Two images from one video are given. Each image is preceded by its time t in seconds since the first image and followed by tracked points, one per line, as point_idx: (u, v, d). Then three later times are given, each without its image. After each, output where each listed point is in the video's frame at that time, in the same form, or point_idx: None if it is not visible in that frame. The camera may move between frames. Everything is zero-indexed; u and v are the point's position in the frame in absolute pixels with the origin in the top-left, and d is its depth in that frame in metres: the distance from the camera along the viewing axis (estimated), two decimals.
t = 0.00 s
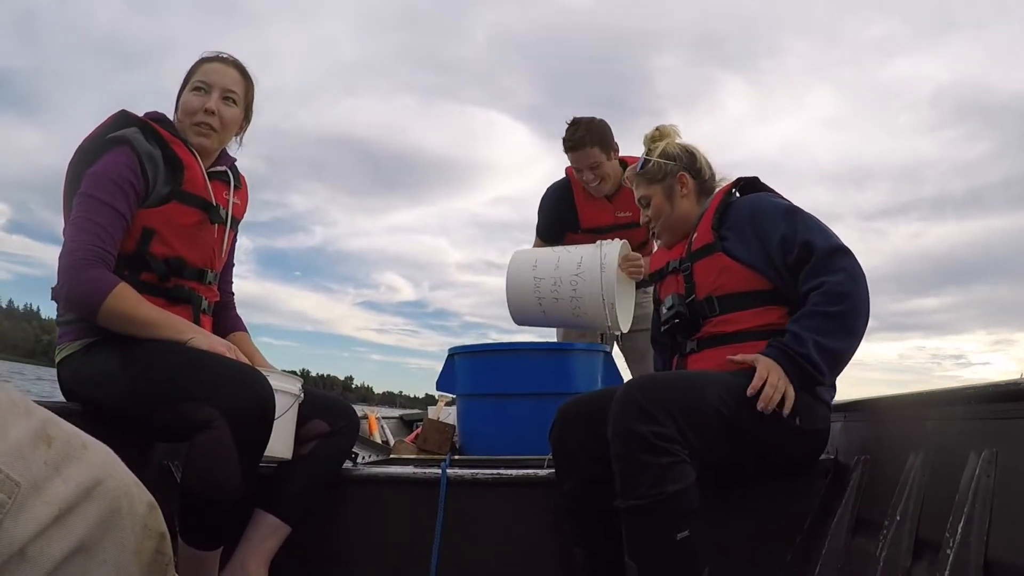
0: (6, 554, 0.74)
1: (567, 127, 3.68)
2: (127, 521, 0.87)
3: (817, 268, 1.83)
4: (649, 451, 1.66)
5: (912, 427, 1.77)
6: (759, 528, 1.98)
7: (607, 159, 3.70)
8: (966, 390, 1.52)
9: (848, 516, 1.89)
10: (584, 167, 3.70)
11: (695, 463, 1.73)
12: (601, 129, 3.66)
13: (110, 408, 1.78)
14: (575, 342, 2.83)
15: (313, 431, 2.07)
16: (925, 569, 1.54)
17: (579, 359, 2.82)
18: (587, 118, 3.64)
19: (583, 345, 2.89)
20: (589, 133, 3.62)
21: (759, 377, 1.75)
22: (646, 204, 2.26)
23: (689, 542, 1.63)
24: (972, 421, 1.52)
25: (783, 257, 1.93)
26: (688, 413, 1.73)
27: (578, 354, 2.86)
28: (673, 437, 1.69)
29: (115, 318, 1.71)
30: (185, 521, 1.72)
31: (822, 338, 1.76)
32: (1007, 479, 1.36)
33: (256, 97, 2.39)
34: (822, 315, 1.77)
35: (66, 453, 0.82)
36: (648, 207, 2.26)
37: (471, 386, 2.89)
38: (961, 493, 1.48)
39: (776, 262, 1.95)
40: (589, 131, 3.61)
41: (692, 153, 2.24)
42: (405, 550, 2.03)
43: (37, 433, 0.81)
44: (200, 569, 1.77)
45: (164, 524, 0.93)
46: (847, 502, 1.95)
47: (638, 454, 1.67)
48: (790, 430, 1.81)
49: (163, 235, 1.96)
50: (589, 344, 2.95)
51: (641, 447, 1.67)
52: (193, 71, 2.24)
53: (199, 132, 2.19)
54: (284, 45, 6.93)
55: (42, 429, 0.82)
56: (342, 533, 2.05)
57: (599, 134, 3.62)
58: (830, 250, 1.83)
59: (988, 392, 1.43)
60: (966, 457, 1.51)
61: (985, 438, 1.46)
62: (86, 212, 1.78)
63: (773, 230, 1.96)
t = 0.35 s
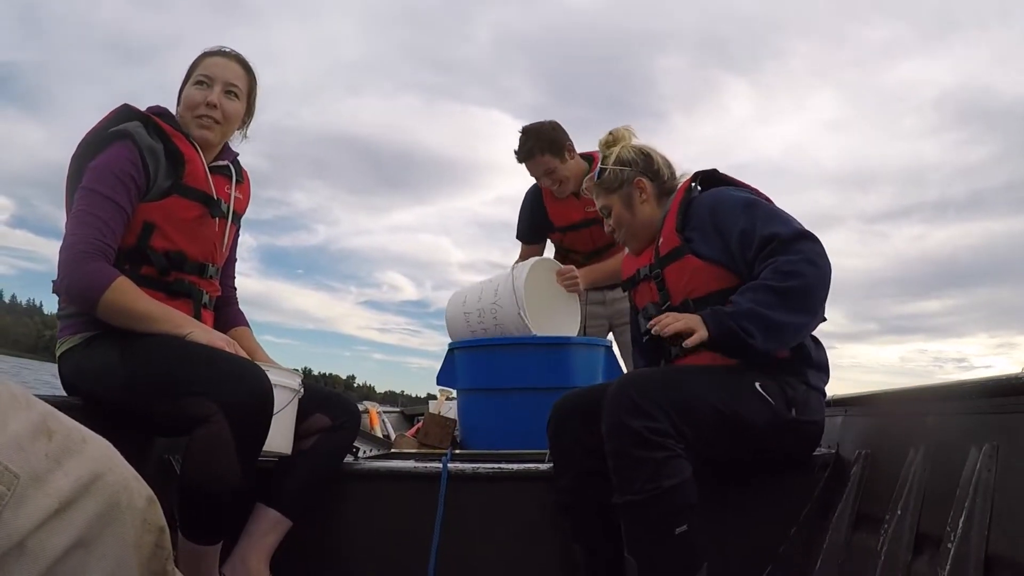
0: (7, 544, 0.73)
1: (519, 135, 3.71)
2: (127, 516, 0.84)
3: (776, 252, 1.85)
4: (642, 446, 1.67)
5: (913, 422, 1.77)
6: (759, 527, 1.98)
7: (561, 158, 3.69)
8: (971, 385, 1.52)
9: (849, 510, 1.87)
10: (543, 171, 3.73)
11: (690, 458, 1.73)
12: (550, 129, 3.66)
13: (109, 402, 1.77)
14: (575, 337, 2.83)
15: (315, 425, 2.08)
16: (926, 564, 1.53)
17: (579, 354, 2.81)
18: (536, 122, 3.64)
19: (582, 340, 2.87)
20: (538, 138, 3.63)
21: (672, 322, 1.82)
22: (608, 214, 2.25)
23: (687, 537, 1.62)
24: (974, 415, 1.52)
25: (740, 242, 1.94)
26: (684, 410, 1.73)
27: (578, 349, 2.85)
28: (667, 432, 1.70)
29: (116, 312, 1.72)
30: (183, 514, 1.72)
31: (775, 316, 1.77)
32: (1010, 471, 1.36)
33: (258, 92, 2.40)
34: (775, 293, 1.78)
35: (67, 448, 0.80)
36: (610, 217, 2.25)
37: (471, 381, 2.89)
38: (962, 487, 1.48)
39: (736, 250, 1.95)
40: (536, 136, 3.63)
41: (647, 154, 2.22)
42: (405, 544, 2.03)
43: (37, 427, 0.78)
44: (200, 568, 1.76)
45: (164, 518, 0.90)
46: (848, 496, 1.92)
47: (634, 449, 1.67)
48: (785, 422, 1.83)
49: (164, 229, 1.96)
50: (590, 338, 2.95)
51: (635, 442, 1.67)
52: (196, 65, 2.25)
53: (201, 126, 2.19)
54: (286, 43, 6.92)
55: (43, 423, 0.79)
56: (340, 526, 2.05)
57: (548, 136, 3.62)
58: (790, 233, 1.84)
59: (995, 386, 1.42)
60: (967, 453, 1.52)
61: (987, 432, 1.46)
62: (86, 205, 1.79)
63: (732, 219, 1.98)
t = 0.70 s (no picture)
0: (5, 547, 0.73)
1: (496, 150, 3.79)
2: (123, 518, 0.85)
3: (734, 269, 1.85)
4: (641, 452, 1.67)
5: (912, 428, 1.77)
6: (757, 532, 1.98)
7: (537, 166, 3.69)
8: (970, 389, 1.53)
9: (848, 514, 1.87)
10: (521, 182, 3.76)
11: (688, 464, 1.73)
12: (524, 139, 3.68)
13: (108, 406, 1.78)
14: (573, 341, 2.83)
15: (315, 432, 2.07)
16: (925, 569, 1.52)
17: (577, 358, 2.82)
18: (510, 133, 3.69)
19: (580, 345, 2.88)
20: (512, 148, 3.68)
21: (640, 364, 1.85)
22: (561, 249, 2.24)
23: (685, 545, 1.62)
24: (973, 421, 1.51)
25: (698, 261, 1.94)
26: (682, 416, 1.73)
27: (576, 353, 2.86)
28: (665, 438, 1.70)
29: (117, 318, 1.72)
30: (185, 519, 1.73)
31: (737, 338, 1.79)
32: (1009, 476, 1.35)
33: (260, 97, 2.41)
34: (735, 314, 1.79)
35: (64, 451, 0.80)
36: (564, 252, 2.24)
37: (471, 385, 2.89)
38: (961, 492, 1.47)
39: (695, 268, 1.95)
40: (509, 147, 3.68)
41: (589, 181, 2.20)
42: (404, 549, 2.03)
43: (36, 429, 0.78)
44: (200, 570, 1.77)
45: (160, 521, 0.90)
46: (847, 502, 1.92)
47: (633, 456, 1.67)
48: (780, 421, 1.83)
49: (165, 236, 1.96)
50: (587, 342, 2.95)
51: (633, 448, 1.67)
52: (197, 72, 2.26)
53: (203, 134, 2.20)
54: (290, 46, 6.94)
55: (41, 425, 0.79)
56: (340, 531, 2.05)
57: (520, 146, 3.65)
58: (744, 246, 1.84)
59: (999, 392, 1.42)
60: (965, 458, 1.51)
61: (986, 438, 1.46)
62: (88, 212, 1.79)
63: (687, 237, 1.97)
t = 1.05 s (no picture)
0: (7, 550, 0.76)
1: (496, 158, 3.78)
2: (125, 518, 0.89)
3: (717, 270, 1.87)
4: (640, 454, 1.67)
5: (913, 430, 1.78)
6: (756, 539, 1.98)
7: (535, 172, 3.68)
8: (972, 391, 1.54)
9: (850, 517, 1.89)
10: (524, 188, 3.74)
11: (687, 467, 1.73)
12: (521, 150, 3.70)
13: (109, 407, 1.79)
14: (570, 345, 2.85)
15: (316, 434, 2.09)
16: (926, 571, 1.53)
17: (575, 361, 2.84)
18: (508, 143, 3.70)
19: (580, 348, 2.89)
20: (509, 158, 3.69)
21: (635, 368, 1.85)
22: (534, 282, 2.19)
23: (684, 547, 1.64)
24: (974, 424, 1.51)
25: (679, 266, 1.95)
26: (681, 418, 1.74)
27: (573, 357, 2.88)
28: (663, 441, 1.70)
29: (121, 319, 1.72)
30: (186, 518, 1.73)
31: (723, 336, 1.80)
32: (1009, 479, 1.36)
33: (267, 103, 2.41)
34: (721, 312, 1.81)
35: (66, 454, 0.85)
36: (537, 284, 2.19)
37: (471, 387, 2.89)
38: (962, 496, 1.48)
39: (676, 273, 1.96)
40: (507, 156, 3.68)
41: (552, 209, 2.16)
42: (405, 550, 2.04)
43: (37, 433, 0.83)
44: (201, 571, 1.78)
45: (162, 522, 0.95)
46: (848, 505, 1.93)
47: (635, 459, 1.67)
48: (779, 417, 1.84)
49: (169, 239, 1.96)
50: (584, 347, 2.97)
51: (633, 451, 1.67)
52: (205, 78, 2.26)
53: (209, 139, 2.19)
54: (298, 43, 6.96)
55: (42, 430, 0.84)
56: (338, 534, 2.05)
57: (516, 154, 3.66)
58: (725, 246, 1.86)
59: (1001, 398, 1.43)
60: (966, 462, 1.51)
61: (986, 441, 1.46)
62: (94, 213, 1.80)
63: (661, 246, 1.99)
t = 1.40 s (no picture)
0: (10, 542, 0.76)
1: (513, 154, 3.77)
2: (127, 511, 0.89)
3: (715, 260, 1.91)
4: (643, 446, 1.67)
5: (914, 425, 1.78)
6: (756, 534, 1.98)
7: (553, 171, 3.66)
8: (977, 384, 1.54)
9: (852, 511, 1.88)
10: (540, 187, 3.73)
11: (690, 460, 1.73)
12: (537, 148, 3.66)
13: (114, 399, 1.79)
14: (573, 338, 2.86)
15: (319, 426, 2.09)
16: (929, 565, 1.53)
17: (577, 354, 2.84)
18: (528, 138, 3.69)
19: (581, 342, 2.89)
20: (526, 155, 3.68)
21: (636, 360, 1.86)
22: (528, 286, 2.19)
23: (686, 540, 1.64)
24: (980, 418, 1.51)
25: (678, 261, 1.96)
26: (684, 410, 1.74)
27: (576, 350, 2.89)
28: (666, 432, 1.70)
29: (125, 310, 1.73)
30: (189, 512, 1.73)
31: (722, 326, 1.83)
32: (1013, 470, 1.36)
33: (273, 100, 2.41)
34: (722, 302, 1.84)
35: (69, 445, 0.85)
36: (531, 288, 2.19)
37: (474, 380, 2.88)
38: (964, 489, 1.48)
39: (673, 269, 1.97)
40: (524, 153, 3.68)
41: (542, 212, 2.17)
42: (408, 543, 2.04)
43: (40, 426, 0.83)
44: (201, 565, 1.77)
45: (163, 515, 0.96)
46: (849, 499, 1.92)
47: (638, 450, 1.67)
48: (780, 407, 1.85)
49: (173, 231, 1.97)
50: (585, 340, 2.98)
51: (637, 445, 1.67)
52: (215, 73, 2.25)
53: (219, 134, 2.19)
54: (300, 37, 6.95)
55: (44, 423, 0.84)
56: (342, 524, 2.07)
57: (533, 152, 3.64)
58: (719, 238, 1.90)
59: (1007, 389, 1.42)
60: (968, 456, 1.51)
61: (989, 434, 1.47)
62: (98, 205, 1.81)
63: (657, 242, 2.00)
